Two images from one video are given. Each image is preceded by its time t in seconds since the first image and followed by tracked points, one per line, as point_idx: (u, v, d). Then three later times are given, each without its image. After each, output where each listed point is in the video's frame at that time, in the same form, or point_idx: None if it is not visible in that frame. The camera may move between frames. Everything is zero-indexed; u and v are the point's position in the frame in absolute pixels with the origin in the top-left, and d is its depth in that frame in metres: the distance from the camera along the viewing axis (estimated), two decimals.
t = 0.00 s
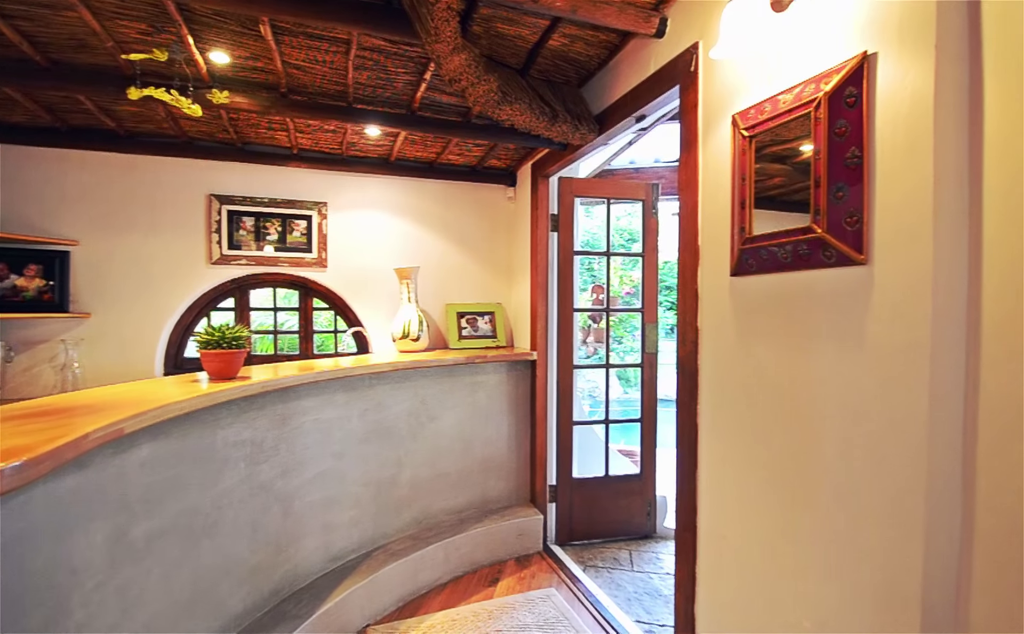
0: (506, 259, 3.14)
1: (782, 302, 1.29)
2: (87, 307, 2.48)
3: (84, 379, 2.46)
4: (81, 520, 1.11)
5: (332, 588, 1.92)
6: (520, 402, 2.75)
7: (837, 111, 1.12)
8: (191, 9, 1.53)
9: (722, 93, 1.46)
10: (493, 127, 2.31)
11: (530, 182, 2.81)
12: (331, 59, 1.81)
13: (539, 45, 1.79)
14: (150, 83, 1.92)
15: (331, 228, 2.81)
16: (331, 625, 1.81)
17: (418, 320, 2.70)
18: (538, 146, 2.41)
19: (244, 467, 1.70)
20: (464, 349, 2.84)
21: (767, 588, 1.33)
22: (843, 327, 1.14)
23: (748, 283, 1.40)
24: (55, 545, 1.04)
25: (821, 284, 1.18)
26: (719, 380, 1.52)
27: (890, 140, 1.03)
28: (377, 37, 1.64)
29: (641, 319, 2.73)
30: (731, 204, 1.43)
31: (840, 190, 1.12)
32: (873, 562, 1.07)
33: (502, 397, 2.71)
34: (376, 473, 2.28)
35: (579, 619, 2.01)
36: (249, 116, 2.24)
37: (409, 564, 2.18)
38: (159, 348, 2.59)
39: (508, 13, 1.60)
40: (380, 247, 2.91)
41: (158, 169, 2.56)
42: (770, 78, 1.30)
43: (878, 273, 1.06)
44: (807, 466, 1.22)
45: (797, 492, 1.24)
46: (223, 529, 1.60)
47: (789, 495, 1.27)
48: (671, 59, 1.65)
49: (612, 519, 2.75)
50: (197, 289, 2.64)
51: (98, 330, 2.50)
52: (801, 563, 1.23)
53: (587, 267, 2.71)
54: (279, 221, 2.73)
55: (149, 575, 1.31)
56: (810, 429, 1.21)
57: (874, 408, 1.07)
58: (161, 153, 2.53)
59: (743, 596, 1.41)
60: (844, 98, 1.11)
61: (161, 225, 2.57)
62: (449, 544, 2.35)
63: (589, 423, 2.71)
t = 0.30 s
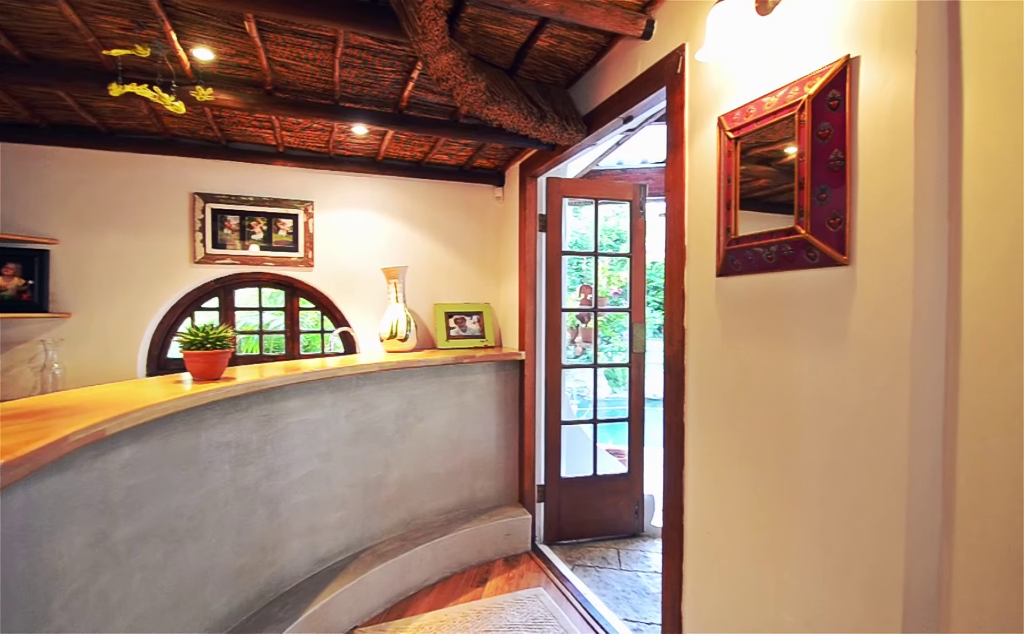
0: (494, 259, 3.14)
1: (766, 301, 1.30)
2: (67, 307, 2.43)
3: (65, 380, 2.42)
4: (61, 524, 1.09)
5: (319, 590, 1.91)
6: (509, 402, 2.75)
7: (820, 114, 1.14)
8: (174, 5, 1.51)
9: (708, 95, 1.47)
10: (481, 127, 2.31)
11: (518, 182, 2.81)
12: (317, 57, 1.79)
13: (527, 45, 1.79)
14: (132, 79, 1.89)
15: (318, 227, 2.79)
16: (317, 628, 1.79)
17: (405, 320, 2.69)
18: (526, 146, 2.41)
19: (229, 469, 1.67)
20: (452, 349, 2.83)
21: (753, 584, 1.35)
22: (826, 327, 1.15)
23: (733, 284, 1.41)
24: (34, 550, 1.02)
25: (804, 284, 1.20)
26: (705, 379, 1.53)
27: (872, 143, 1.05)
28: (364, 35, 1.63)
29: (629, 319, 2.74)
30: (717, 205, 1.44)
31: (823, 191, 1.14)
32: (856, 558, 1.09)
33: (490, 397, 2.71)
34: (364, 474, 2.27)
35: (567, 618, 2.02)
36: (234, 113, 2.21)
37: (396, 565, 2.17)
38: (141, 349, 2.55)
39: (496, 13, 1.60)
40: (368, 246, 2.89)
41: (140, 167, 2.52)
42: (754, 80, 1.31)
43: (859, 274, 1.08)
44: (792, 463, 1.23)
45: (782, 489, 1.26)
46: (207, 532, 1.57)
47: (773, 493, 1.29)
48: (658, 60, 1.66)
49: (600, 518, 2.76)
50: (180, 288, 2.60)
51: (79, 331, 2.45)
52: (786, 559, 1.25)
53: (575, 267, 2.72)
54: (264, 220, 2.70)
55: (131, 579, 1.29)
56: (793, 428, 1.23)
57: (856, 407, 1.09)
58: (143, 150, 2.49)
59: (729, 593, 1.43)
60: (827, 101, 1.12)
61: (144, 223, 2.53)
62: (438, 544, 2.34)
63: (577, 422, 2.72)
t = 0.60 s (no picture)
0: (482, 258, 3.14)
1: (752, 302, 1.32)
2: (47, 307, 2.38)
3: (45, 382, 2.37)
4: (40, 528, 1.07)
5: (305, 592, 1.89)
6: (497, 402, 2.75)
7: (804, 116, 1.15)
8: None
9: (695, 97, 1.48)
10: (469, 127, 2.30)
11: (506, 182, 2.81)
12: (304, 54, 1.77)
13: (515, 45, 1.79)
14: (114, 75, 1.86)
15: (304, 226, 2.76)
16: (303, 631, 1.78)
17: (393, 320, 2.67)
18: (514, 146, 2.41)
19: (213, 471, 1.65)
20: (440, 349, 2.83)
21: (738, 582, 1.36)
22: (809, 327, 1.17)
23: (719, 284, 1.42)
24: (13, 555, 1.00)
25: (788, 285, 1.22)
26: (691, 379, 1.54)
27: (854, 146, 1.07)
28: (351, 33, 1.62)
29: (616, 319, 2.76)
30: (703, 206, 1.45)
31: (807, 193, 1.15)
32: (838, 555, 1.11)
33: (478, 398, 2.70)
34: (351, 475, 2.25)
35: (555, 618, 2.02)
36: (219, 111, 2.18)
37: (384, 567, 2.15)
38: (123, 350, 2.51)
39: (484, 13, 1.60)
40: (355, 246, 2.87)
41: (122, 164, 2.48)
42: (740, 83, 1.33)
43: (842, 274, 1.09)
44: (776, 462, 1.25)
45: (766, 487, 1.27)
46: (191, 535, 1.55)
47: (758, 491, 1.30)
48: (645, 62, 1.67)
49: (588, 518, 2.77)
50: (164, 288, 2.56)
51: (59, 331, 2.40)
52: (771, 557, 1.27)
53: (563, 267, 2.73)
54: (249, 219, 2.67)
55: (113, 583, 1.27)
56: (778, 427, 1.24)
57: (839, 406, 1.10)
58: (126, 148, 2.44)
59: (715, 590, 1.44)
60: (811, 103, 1.14)
61: (127, 222, 2.49)
62: (426, 545, 2.33)
63: (566, 422, 2.73)
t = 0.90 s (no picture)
0: (472, 258, 3.13)
1: (739, 302, 1.33)
2: (29, 307, 2.34)
3: (26, 383, 2.33)
4: (21, 531, 1.05)
5: (293, 594, 1.87)
6: (487, 402, 2.75)
7: (790, 118, 1.17)
8: None
9: (683, 98, 1.49)
10: (458, 126, 2.30)
11: (496, 182, 2.81)
12: (291, 52, 1.76)
13: (505, 45, 1.79)
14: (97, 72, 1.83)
15: (292, 226, 2.74)
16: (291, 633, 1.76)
17: (382, 320, 2.66)
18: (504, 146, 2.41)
19: (199, 473, 1.63)
20: (430, 349, 2.82)
21: (725, 580, 1.38)
22: (795, 326, 1.18)
23: (707, 284, 1.43)
24: None
25: (775, 285, 1.23)
26: (679, 378, 1.55)
27: (839, 148, 1.08)
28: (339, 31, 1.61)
29: (606, 319, 2.77)
30: (691, 207, 1.46)
31: (793, 195, 1.17)
32: (823, 552, 1.12)
33: (468, 398, 2.70)
34: (339, 476, 2.23)
35: (544, 617, 2.03)
36: (205, 108, 2.16)
37: (373, 568, 2.14)
38: (107, 350, 2.47)
39: (473, 13, 1.60)
40: (344, 245, 2.85)
41: (106, 162, 2.44)
42: (727, 85, 1.34)
43: (827, 275, 1.11)
44: (762, 461, 1.26)
45: (753, 485, 1.29)
46: (176, 537, 1.53)
47: (745, 489, 1.31)
48: (634, 63, 1.68)
49: (577, 517, 2.78)
50: (148, 287, 2.53)
51: (41, 331, 2.36)
52: (758, 554, 1.28)
53: (553, 267, 2.73)
54: (235, 218, 2.64)
55: (96, 587, 1.25)
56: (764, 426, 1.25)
57: (823, 405, 1.12)
58: (110, 145, 2.41)
59: (703, 588, 1.45)
60: (797, 106, 1.15)
61: (110, 220, 2.45)
62: (415, 546, 2.32)
63: (555, 421, 2.74)
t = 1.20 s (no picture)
0: (460, 258, 3.13)
1: (725, 302, 1.34)
2: (7, 307, 2.29)
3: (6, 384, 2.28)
4: None
5: (280, 597, 1.85)
6: (476, 402, 2.74)
7: (775, 120, 1.18)
8: None
9: (670, 100, 1.50)
10: (447, 126, 2.29)
11: (485, 182, 2.81)
12: (278, 50, 1.74)
13: (493, 44, 1.79)
14: (78, 68, 1.80)
15: (278, 225, 2.71)
16: None
17: (370, 320, 2.64)
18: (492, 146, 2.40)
19: (183, 475, 1.61)
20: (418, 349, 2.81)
21: (712, 578, 1.39)
22: (780, 326, 1.20)
23: (694, 284, 1.45)
24: None
25: (760, 285, 1.24)
26: (666, 378, 1.56)
27: (823, 150, 1.10)
28: (326, 29, 1.60)
29: (594, 319, 2.78)
30: (678, 208, 1.47)
31: (778, 196, 1.18)
32: (807, 549, 1.13)
33: (456, 398, 2.69)
34: (326, 477, 2.22)
35: (533, 617, 2.03)
36: (189, 105, 2.13)
37: (360, 570, 2.13)
38: (88, 350, 2.43)
39: (462, 12, 1.59)
40: (331, 245, 2.83)
41: (87, 159, 2.39)
42: (713, 87, 1.35)
43: (810, 276, 1.12)
44: (747, 459, 1.28)
45: (739, 483, 1.30)
46: (160, 541, 1.51)
47: (731, 487, 1.33)
48: (622, 64, 1.68)
49: (566, 516, 2.78)
50: (131, 287, 2.49)
51: (21, 332, 2.31)
52: (744, 552, 1.29)
53: (542, 267, 2.73)
54: (221, 217, 2.61)
55: (77, 592, 1.23)
56: (750, 425, 1.27)
57: (806, 404, 1.13)
58: (91, 142, 2.36)
59: (690, 586, 1.46)
60: (782, 108, 1.17)
61: (92, 218, 2.41)
62: (403, 547, 2.31)
63: (544, 421, 2.74)
